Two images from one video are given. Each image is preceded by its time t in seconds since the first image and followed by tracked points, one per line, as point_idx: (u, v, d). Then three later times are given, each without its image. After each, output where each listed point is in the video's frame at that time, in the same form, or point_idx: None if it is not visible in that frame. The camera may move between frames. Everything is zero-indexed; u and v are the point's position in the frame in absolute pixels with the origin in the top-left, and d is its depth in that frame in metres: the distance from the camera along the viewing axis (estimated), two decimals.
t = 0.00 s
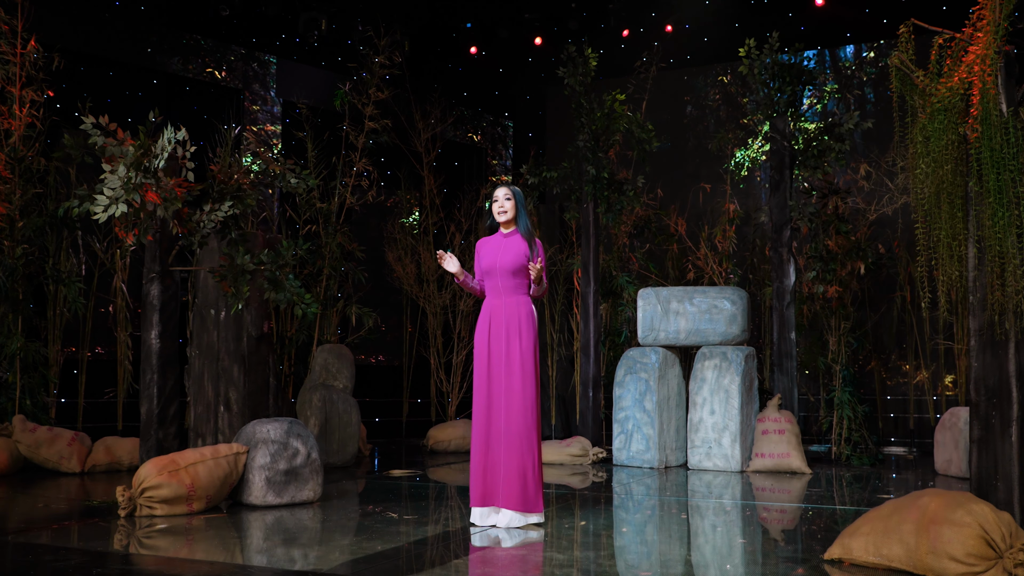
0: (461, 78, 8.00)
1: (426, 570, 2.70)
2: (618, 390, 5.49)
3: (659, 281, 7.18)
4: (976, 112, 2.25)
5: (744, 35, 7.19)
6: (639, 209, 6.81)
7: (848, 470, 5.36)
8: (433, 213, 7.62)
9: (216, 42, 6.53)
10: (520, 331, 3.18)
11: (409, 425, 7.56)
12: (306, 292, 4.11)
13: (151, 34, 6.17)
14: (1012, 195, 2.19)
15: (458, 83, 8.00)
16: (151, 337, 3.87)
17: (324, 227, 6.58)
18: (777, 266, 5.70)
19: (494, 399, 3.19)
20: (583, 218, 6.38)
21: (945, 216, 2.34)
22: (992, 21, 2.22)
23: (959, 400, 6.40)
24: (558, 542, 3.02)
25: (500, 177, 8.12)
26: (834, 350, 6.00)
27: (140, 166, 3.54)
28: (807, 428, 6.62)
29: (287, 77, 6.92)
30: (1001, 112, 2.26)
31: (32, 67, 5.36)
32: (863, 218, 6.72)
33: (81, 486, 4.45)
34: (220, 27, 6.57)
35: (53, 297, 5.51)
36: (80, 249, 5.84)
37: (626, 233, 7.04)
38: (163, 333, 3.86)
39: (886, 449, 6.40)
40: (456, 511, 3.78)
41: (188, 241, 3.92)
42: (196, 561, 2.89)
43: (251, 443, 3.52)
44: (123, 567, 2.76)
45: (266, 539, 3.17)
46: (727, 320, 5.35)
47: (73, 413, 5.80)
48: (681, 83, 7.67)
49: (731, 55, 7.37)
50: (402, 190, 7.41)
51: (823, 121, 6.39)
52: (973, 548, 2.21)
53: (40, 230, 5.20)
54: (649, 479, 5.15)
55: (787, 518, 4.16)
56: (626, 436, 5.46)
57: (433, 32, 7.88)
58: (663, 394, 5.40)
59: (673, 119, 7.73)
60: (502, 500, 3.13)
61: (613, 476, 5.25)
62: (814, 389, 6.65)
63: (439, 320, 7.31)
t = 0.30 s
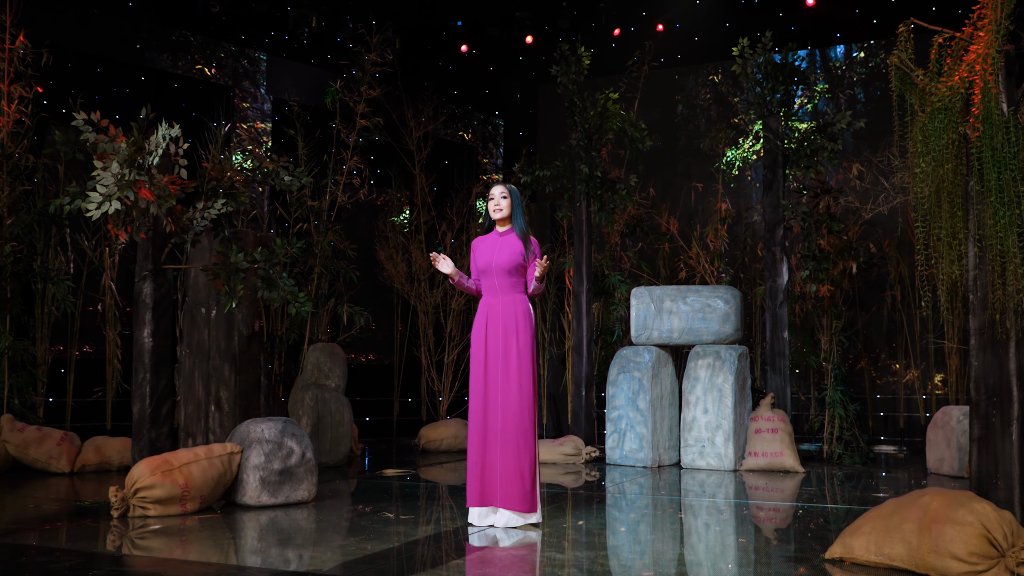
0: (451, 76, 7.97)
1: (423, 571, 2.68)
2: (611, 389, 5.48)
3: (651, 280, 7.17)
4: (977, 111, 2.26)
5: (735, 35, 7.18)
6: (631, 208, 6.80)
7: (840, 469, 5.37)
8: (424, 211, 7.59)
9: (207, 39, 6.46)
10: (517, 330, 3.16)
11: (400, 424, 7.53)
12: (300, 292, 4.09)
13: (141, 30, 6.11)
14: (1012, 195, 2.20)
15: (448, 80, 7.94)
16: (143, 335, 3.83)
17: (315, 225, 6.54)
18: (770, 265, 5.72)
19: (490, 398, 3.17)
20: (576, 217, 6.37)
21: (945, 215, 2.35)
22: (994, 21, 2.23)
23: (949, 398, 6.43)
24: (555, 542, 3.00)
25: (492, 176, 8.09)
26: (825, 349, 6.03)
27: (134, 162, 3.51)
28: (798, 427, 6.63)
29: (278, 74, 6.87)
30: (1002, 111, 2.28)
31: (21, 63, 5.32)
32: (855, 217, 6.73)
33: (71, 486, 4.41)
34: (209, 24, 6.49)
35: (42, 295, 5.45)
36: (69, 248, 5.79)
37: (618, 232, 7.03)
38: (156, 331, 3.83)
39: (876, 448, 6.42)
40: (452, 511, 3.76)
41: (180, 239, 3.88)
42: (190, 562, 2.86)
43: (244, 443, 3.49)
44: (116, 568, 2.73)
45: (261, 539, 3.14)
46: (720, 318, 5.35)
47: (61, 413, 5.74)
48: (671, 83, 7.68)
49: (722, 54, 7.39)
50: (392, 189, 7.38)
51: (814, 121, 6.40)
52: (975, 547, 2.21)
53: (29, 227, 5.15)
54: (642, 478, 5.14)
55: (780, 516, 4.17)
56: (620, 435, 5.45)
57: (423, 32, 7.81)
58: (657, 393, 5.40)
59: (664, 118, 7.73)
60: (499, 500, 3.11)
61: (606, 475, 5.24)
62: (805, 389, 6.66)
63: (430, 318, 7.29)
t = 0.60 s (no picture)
0: (441, 75, 8.01)
1: (419, 571, 2.67)
2: (604, 388, 5.48)
3: (642, 279, 7.17)
4: (978, 110, 2.26)
5: (725, 35, 7.21)
6: (623, 207, 6.79)
7: (832, 468, 5.38)
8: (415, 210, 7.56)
9: (196, 35, 6.39)
10: (515, 329, 3.15)
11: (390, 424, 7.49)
12: (293, 290, 4.04)
13: (128, 26, 6.03)
14: (1012, 194, 2.21)
15: (438, 79, 8.00)
16: (135, 334, 3.83)
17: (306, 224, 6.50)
18: (763, 265, 5.73)
19: (488, 398, 3.16)
20: (568, 216, 6.37)
21: (946, 216, 2.37)
22: (995, 21, 2.24)
23: (938, 397, 6.46)
24: (553, 541, 2.99)
25: (483, 175, 8.12)
26: (816, 348, 6.05)
27: (127, 159, 3.46)
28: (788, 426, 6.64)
29: (267, 71, 6.82)
30: (1003, 111, 2.28)
31: (8, 59, 5.23)
32: (845, 216, 6.75)
33: (59, 487, 4.36)
34: (197, 21, 6.42)
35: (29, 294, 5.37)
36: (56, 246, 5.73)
37: (609, 231, 7.02)
38: (147, 330, 3.84)
39: (866, 447, 6.44)
40: (448, 511, 3.74)
41: (173, 237, 3.84)
42: (183, 563, 2.83)
43: (238, 443, 3.46)
44: (107, 570, 2.70)
45: (254, 540, 3.11)
46: (713, 318, 5.36)
47: (48, 412, 5.67)
48: (662, 82, 7.67)
49: (712, 54, 7.40)
50: (382, 187, 7.35)
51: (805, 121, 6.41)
52: (978, 546, 2.22)
53: (15, 226, 5.07)
54: (635, 478, 5.14)
55: (773, 516, 4.17)
56: (612, 434, 5.45)
57: (413, 30, 7.81)
58: (649, 393, 5.39)
59: (655, 117, 7.72)
60: (497, 500, 3.10)
61: (598, 475, 5.24)
62: (796, 389, 6.68)
63: (421, 318, 7.26)
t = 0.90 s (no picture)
0: (436, 74, 7.94)
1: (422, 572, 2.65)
2: (601, 388, 5.47)
3: (638, 279, 7.17)
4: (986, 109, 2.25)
5: (721, 35, 7.18)
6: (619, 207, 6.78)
7: (829, 468, 5.38)
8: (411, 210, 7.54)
9: (190, 34, 6.35)
10: (517, 328, 3.14)
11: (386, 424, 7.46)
12: (292, 289, 4.03)
13: (122, 24, 5.99)
14: (1019, 194, 2.21)
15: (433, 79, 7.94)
16: (133, 335, 3.93)
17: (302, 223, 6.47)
18: (761, 264, 5.73)
19: (490, 398, 3.14)
20: (565, 216, 6.35)
21: (951, 216, 2.37)
22: (1002, 19, 2.23)
23: (934, 397, 6.48)
24: (556, 542, 2.97)
25: (478, 175, 8.11)
26: (813, 348, 6.05)
27: (127, 158, 3.44)
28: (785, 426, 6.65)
29: (262, 70, 6.78)
30: (1009, 110, 2.27)
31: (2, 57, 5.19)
32: (842, 216, 6.76)
33: (54, 488, 4.32)
34: (191, 19, 6.37)
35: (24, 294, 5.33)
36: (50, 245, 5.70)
37: (606, 231, 7.02)
38: (145, 331, 3.93)
39: (862, 447, 6.45)
40: (448, 512, 3.72)
41: (172, 237, 3.81)
42: (183, 565, 2.81)
43: (237, 444, 3.44)
44: (106, 572, 2.67)
45: (254, 541, 3.09)
46: (711, 318, 5.36)
47: (42, 413, 5.63)
48: (657, 82, 7.67)
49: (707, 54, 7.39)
50: (377, 187, 7.32)
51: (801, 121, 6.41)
52: (986, 547, 2.23)
53: (9, 224, 5.03)
54: (633, 478, 5.13)
55: (771, 516, 4.17)
56: (610, 435, 5.44)
57: (409, 27, 7.71)
58: (647, 393, 5.39)
59: (650, 117, 7.71)
60: (499, 500, 3.08)
61: (596, 475, 5.23)
62: (792, 389, 6.68)
63: (417, 318, 7.24)
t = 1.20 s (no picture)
0: (433, 74, 7.89)
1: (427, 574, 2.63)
2: (602, 389, 5.46)
3: (638, 279, 7.16)
4: (995, 109, 2.27)
5: (719, 35, 7.17)
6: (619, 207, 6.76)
7: (829, 468, 5.39)
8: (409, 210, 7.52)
9: (189, 33, 6.33)
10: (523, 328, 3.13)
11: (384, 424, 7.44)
12: (294, 289, 4.00)
13: (120, 23, 5.97)
14: None
15: (428, 78, 7.87)
16: (135, 334, 3.92)
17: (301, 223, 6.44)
18: (762, 264, 5.73)
19: (496, 398, 3.13)
20: (566, 216, 6.34)
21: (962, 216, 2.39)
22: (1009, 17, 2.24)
23: (933, 398, 6.49)
24: (562, 543, 2.96)
25: (476, 175, 8.07)
26: (813, 349, 6.03)
27: (130, 156, 3.43)
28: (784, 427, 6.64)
29: (260, 69, 6.74)
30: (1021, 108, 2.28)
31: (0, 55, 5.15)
32: (842, 216, 6.77)
33: (53, 489, 4.29)
34: (189, 18, 6.34)
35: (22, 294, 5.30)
36: (48, 245, 5.67)
37: (605, 231, 7.01)
38: (147, 330, 3.93)
39: (861, 447, 6.45)
40: (452, 513, 3.70)
41: (174, 237, 3.79)
42: (186, 566, 2.78)
43: (240, 444, 3.42)
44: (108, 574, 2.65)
45: (257, 543, 3.07)
46: (713, 318, 5.35)
47: (40, 414, 5.59)
48: (656, 82, 7.68)
49: (705, 54, 7.39)
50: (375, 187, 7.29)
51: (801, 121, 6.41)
52: (998, 548, 2.23)
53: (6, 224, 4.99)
54: (634, 478, 5.12)
55: (773, 516, 4.17)
56: (611, 435, 5.42)
57: (407, 26, 7.76)
58: (648, 393, 5.38)
59: (649, 117, 7.71)
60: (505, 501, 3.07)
61: (597, 476, 5.21)
62: (792, 389, 6.67)
63: (417, 318, 7.23)
